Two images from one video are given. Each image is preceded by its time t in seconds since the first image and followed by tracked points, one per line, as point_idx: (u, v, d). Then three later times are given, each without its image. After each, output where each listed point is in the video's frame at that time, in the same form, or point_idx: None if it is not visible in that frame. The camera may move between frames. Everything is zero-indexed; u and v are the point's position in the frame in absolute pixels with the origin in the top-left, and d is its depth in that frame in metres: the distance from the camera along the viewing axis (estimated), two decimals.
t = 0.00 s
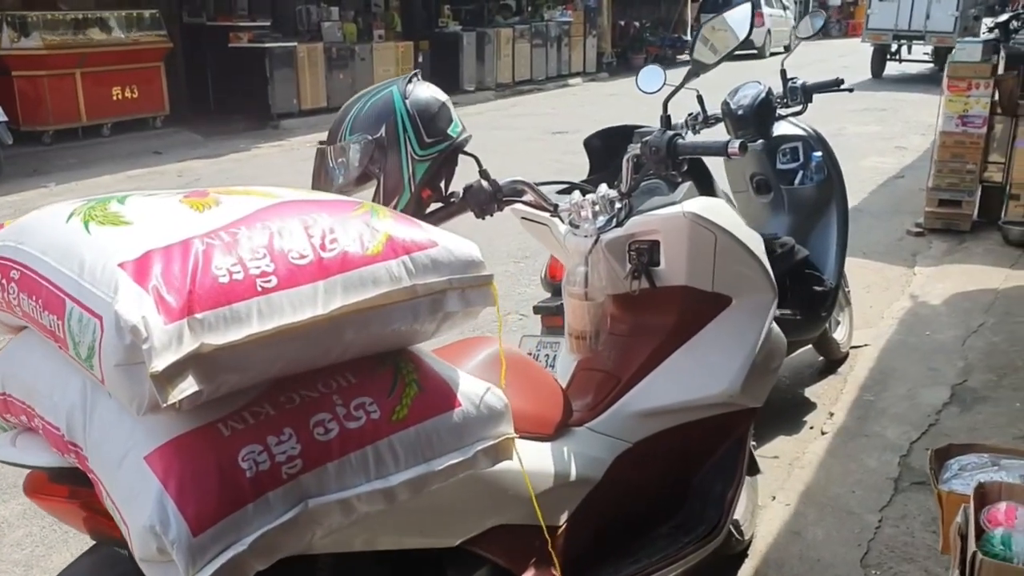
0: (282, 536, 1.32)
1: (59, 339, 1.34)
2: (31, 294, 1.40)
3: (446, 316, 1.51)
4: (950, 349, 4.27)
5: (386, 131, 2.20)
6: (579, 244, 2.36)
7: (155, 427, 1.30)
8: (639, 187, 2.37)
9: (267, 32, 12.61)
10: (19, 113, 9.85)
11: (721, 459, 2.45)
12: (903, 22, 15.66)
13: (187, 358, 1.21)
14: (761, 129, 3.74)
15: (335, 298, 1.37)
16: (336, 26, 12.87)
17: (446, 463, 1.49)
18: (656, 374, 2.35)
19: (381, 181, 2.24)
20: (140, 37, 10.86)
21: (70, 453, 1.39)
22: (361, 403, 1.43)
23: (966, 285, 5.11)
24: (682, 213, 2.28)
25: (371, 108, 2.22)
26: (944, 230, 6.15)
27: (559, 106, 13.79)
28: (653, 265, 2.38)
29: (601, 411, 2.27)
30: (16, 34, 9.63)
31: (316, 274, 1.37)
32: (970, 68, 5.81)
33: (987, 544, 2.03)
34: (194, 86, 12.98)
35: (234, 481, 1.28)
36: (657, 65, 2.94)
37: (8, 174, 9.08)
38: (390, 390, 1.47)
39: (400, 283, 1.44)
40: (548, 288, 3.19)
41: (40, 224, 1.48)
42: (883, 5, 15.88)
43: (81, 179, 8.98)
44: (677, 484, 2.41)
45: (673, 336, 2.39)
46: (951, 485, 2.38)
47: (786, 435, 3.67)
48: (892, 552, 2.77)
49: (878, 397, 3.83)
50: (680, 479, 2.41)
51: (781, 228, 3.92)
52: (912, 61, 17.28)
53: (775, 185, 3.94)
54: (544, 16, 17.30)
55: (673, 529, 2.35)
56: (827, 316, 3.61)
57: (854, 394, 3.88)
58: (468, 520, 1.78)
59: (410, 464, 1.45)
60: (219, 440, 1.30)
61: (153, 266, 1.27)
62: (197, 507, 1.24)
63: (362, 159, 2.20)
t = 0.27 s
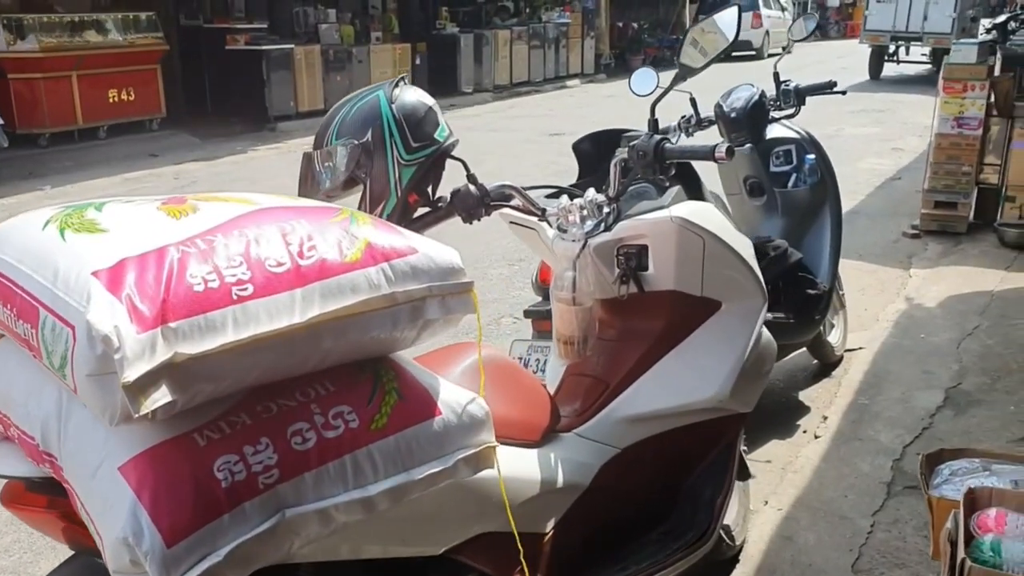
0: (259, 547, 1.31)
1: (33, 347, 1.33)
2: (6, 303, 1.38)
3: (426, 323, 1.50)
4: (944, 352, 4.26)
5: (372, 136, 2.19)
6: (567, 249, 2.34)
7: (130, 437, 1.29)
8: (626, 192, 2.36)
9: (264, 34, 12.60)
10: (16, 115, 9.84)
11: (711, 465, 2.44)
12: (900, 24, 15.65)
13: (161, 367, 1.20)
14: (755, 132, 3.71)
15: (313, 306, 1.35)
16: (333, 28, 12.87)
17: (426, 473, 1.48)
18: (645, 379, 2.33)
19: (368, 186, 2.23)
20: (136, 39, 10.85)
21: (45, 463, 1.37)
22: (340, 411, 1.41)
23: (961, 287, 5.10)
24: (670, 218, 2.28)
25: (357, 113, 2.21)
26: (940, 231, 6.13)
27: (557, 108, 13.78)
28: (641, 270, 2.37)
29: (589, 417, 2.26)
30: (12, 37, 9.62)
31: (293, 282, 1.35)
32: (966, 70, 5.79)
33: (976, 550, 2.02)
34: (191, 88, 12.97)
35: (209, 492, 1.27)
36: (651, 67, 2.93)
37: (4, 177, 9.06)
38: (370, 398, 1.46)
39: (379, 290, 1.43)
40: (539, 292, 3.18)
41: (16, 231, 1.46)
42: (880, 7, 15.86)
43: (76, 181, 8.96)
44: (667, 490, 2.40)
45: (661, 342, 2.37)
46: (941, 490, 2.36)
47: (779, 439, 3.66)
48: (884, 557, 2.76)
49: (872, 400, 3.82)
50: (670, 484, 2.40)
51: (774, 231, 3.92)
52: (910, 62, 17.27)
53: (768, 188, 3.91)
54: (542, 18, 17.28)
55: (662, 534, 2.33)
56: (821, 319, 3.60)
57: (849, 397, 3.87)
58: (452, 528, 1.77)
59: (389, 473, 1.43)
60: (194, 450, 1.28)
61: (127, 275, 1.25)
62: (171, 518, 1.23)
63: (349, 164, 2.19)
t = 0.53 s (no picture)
0: (252, 549, 1.32)
1: (27, 351, 1.34)
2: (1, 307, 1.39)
3: (418, 327, 1.51)
4: (940, 352, 4.27)
5: (367, 139, 2.20)
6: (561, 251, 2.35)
7: (123, 441, 1.30)
8: (621, 194, 2.37)
9: (263, 34, 12.61)
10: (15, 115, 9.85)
11: (705, 466, 2.45)
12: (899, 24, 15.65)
13: (154, 372, 1.21)
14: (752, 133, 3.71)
15: (306, 310, 1.36)
16: (332, 28, 12.88)
17: (418, 476, 1.49)
18: (639, 381, 2.34)
19: (362, 189, 2.24)
20: (135, 39, 10.86)
21: (39, 466, 1.38)
22: (332, 415, 1.42)
23: (958, 288, 5.11)
24: (664, 221, 2.28)
25: (352, 117, 2.22)
26: (938, 232, 6.14)
27: (556, 107, 13.78)
28: (636, 272, 2.38)
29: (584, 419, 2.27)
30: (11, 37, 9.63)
31: (286, 287, 1.36)
32: (964, 70, 5.79)
33: (969, 552, 2.03)
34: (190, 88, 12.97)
35: (202, 495, 1.28)
36: (648, 68, 2.92)
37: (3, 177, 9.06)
38: (362, 401, 1.47)
39: (371, 295, 1.44)
40: (535, 294, 3.19)
41: (10, 235, 1.47)
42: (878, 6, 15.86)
43: (75, 181, 8.96)
44: (662, 491, 2.41)
45: (655, 344, 2.38)
46: (934, 492, 2.37)
47: (775, 440, 3.67)
48: (878, 558, 2.77)
49: (868, 401, 3.83)
50: (665, 485, 2.41)
51: (770, 232, 3.90)
52: (909, 61, 17.28)
53: (765, 189, 3.91)
54: (541, 17, 17.28)
55: (657, 536, 2.34)
56: (818, 320, 3.60)
57: (845, 398, 3.87)
58: (447, 530, 1.78)
59: (382, 476, 1.44)
60: (187, 454, 1.29)
61: (120, 280, 1.26)
62: (164, 521, 1.24)
63: (344, 167, 2.20)
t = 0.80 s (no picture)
0: (264, 555, 1.33)
1: (42, 360, 1.36)
2: (16, 316, 1.41)
3: (428, 336, 1.53)
4: (943, 357, 4.28)
5: (375, 146, 2.21)
6: (567, 258, 2.37)
7: (138, 448, 1.32)
8: (627, 202, 2.38)
9: (267, 35, 12.63)
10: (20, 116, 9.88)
11: (709, 471, 2.46)
12: (903, 26, 15.68)
13: (170, 380, 1.23)
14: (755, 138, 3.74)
15: (318, 320, 1.38)
16: (335, 29, 12.90)
17: (427, 483, 1.50)
18: (643, 387, 2.36)
19: (370, 196, 2.26)
20: (140, 41, 10.88)
21: (54, 473, 1.40)
22: (343, 422, 1.44)
23: (960, 292, 5.12)
24: (670, 228, 2.30)
25: (361, 124, 2.24)
26: (940, 236, 6.15)
27: (559, 109, 13.80)
28: (641, 279, 2.39)
29: (589, 425, 2.28)
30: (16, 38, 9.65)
31: (299, 296, 1.38)
32: (967, 74, 5.79)
33: (972, 558, 2.05)
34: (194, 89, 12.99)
35: (216, 502, 1.30)
36: (652, 73, 2.93)
37: (7, 178, 9.08)
38: (373, 409, 1.48)
39: (382, 304, 1.46)
40: (540, 298, 3.20)
41: (26, 244, 1.49)
42: (882, 9, 15.88)
43: (80, 182, 8.98)
44: (666, 496, 2.42)
45: (660, 350, 2.40)
46: (937, 497, 2.38)
47: (778, 444, 3.68)
48: (880, 562, 2.79)
49: (871, 405, 3.84)
50: (668, 490, 2.42)
51: (775, 237, 3.93)
52: (912, 64, 17.31)
53: (768, 194, 3.93)
54: (544, 19, 17.29)
55: (661, 541, 2.36)
56: (820, 325, 3.61)
57: (848, 403, 3.89)
58: (455, 536, 1.80)
59: (391, 483, 1.46)
60: (201, 462, 1.31)
61: (136, 290, 1.28)
62: (178, 527, 1.26)
63: (353, 174, 2.22)
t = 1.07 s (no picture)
0: (283, 551, 1.35)
1: (65, 357, 1.38)
2: (38, 314, 1.43)
3: (443, 335, 1.55)
4: (947, 358, 4.30)
5: (387, 147, 2.23)
6: (577, 258, 2.38)
7: (160, 445, 1.34)
8: (636, 202, 2.41)
9: (271, 35, 12.66)
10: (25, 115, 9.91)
11: (717, 470, 2.48)
12: (906, 27, 15.70)
13: (193, 378, 1.25)
14: (761, 140, 3.80)
15: (337, 319, 1.41)
16: (340, 28, 12.91)
17: (442, 480, 1.52)
18: (652, 387, 2.37)
19: (382, 196, 2.28)
20: (145, 40, 10.91)
21: (76, 469, 1.42)
22: (360, 420, 1.46)
23: (964, 293, 5.14)
24: (680, 229, 2.31)
25: (373, 125, 2.25)
26: (944, 237, 6.16)
27: (562, 109, 13.81)
28: (650, 279, 2.41)
29: (597, 424, 2.30)
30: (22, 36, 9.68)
31: (317, 295, 1.40)
32: (971, 76, 5.81)
33: (977, 557, 2.06)
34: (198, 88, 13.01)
35: (237, 498, 1.32)
36: (659, 73, 2.94)
37: (13, 176, 9.11)
38: (389, 407, 1.50)
39: (399, 303, 1.48)
40: (548, 298, 3.22)
41: (47, 244, 1.51)
42: (885, 10, 15.90)
43: (85, 181, 9.01)
44: (674, 495, 2.44)
45: (668, 350, 2.41)
46: (943, 497, 2.41)
47: (784, 444, 3.70)
48: (886, 562, 2.81)
49: (876, 406, 3.85)
50: (676, 489, 2.44)
51: (780, 238, 3.94)
52: (915, 65, 17.32)
53: (774, 195, 3.93)
54: (548, 19, 17.31)
55: (669, 539, 2.38)
56: (825, 325, 3.63)
57: (853, 403, 3.90)
58: (466, 533, 1.81)
59: (407, 480, 1.48)
60: (222, 458, 1.33)
61: (159, 289, 1.30)
62: (200, 523, 1.28)
63: (365, 174, 2.24)
